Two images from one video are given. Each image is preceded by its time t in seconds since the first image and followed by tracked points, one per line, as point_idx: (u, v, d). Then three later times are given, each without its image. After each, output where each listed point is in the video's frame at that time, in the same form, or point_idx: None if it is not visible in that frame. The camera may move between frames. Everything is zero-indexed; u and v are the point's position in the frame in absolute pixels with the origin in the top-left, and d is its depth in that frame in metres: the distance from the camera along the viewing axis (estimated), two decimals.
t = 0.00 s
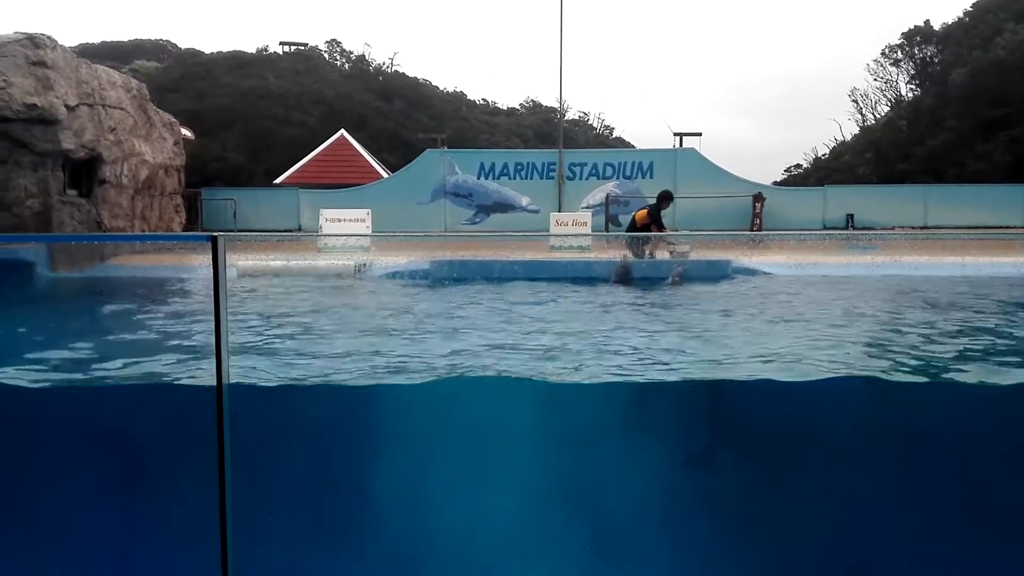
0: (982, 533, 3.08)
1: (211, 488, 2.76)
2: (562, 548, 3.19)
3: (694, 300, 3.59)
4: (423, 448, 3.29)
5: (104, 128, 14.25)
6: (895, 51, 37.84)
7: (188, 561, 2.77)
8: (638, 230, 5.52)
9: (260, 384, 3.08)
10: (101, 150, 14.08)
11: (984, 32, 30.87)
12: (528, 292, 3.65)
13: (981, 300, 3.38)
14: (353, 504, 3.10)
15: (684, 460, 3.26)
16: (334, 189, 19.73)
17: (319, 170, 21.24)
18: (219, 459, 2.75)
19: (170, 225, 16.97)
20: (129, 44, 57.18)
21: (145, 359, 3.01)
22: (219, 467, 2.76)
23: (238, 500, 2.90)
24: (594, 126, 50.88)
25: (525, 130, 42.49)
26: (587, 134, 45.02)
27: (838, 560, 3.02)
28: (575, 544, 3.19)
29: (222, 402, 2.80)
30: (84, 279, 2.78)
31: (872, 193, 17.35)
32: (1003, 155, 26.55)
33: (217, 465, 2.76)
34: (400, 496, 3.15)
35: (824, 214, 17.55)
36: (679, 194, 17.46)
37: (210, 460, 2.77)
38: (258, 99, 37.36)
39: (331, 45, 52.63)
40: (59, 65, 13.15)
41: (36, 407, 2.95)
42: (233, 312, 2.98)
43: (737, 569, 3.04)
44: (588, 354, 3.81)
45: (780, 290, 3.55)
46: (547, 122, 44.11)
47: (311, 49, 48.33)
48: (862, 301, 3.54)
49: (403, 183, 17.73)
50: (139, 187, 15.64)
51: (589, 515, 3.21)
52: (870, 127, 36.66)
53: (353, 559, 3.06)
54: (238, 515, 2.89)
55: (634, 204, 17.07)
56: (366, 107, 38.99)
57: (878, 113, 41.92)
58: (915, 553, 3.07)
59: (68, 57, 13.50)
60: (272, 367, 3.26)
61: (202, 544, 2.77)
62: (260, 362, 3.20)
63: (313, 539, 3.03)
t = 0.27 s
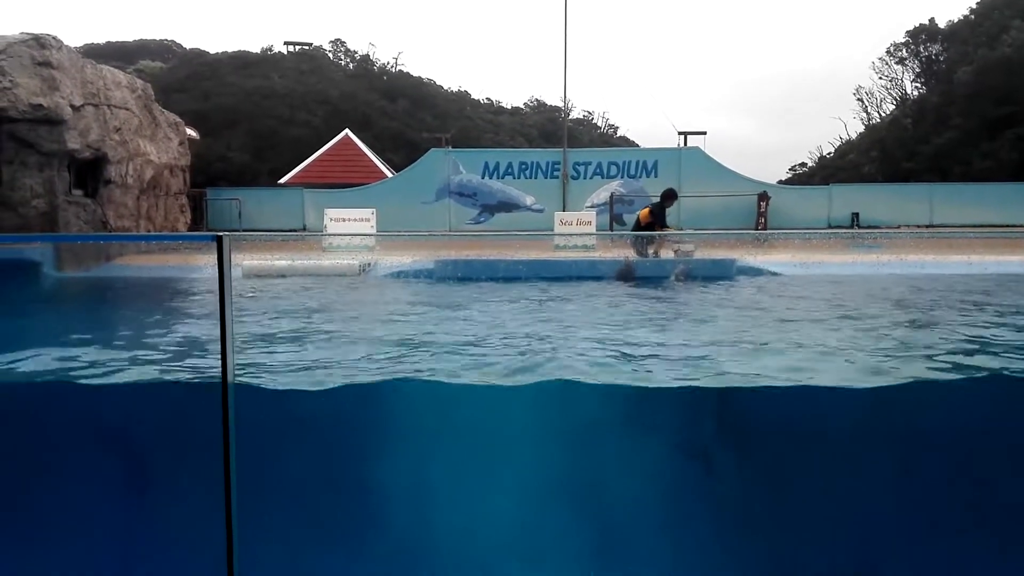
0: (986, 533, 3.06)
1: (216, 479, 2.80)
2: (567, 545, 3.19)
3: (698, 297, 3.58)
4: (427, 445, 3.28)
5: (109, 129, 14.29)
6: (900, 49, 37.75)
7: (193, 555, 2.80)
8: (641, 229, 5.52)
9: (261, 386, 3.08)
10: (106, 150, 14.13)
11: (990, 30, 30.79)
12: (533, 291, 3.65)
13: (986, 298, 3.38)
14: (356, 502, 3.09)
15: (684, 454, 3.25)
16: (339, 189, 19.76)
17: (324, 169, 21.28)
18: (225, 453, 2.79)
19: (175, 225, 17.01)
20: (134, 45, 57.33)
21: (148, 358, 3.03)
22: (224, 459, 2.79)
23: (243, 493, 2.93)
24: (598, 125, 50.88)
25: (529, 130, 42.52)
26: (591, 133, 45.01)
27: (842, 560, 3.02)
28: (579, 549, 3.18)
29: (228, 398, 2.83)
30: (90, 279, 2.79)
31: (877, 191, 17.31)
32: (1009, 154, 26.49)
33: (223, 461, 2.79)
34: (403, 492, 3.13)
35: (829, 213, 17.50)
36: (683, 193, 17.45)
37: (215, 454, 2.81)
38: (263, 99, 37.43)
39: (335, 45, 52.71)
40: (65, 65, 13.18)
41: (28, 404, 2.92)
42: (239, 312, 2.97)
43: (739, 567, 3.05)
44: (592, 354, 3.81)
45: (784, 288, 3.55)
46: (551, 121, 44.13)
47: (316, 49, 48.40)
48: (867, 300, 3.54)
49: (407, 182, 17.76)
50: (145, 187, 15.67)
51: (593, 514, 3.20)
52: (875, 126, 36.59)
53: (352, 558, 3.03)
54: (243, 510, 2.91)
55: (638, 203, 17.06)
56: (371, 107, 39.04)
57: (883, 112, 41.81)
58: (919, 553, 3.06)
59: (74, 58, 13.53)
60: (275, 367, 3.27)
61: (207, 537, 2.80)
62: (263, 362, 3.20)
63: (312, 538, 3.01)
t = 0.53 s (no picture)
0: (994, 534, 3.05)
1: (223, 488, 2.74)
2: (571, 540, 3.23)
3: (704, 296, 3.57)
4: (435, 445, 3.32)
5: (114, 130, 14.33)
6: (904, 47, 37.64)
7: (202, 561, 2.78)
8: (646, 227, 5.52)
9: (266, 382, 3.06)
10: (111, 151, 14.16)
11: (994, 28, 30.69)
12: (537, 290, 3.64)
13: (993, 295, 3.36)
14: (360, 498, 3.10)
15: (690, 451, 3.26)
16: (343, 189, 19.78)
17: (328, 170, 21.30)
18: (230, 460, 2.72)
19: (180, 225, 17.05)
20: (139, 45, 57.45)
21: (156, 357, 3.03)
22: (229, 465, 2.72)
23: (250, 499, 2.88)
24: (602, 124, 50.85)
25: (533, 129, 42.55)
26: (595, 132, 45.00)
27: (849, 555, 3.02)
28: (576, 533, 3.23)
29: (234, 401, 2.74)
30: (95, 280, 2.79)
31: (881, 189, 17.28)
32: (1014, 151, 26.42)
33: (228, 467, 2.72)
34: (409, 486, 3.19)
35: (834, 212, 17.48)
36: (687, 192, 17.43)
37: (221, 461, 2.75)
38: (267, 100, 37.49)
39: (339, 45, 52.77)
40: (69, 67, 13.21)
41: (38, 403, 2.98)
42: (243, 311, 2.96)
43: (749, 568, 3.03)
44: (598, 354, 3.80)
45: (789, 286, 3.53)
46: (555, 121, 44.12)
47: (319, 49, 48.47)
48: (874, 300, 3.51)
49: (411, 182, 17.77)
50: (149, 188, 15.71)
51: (598, 511, 3.21)
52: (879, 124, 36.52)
53: (356, 554, 3.06)
54: (249, 516, 2.85)
55: (642, 202, 17.05)
56: (374, 107, 39.09)
57: (888, 110, 41.70)
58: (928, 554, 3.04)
59: (79, 59, 13.56)
60: (282, 362, 3.27)
61: (215, 544, 2.75)
62: (269, 361, 3.19)
63: (315, 534, 3.02)
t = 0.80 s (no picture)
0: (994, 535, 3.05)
1: (225, 488, 2.78)
2: (573, 540, 3.22)
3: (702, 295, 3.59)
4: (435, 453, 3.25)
5: (115, 129, 14.34)
6: (906, 48, 37.63)
7: (205, 562, 2.79)
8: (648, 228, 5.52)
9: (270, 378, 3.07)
10: (112, 150, 14.17)
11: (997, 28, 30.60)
12: (537, 290, 3.65)
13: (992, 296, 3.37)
14: (362, 495, 3.12)
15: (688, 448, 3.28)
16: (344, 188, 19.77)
17: (329, 169, 21.30)
18: (230, 453, 2.77)
19: (181, 224, 17.06)
20: (140, 45, 57.50)
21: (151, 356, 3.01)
22: (231, 462, 2.77)
23: (251, 496, 2.89)
24: (603, 124, 50.86)
25: (534, 129, 42.56)
26: (596, 132, 44.99)
27: (850, 553, 3.03)
28: (576, 533, 3.22)
29: (234, 387, 2.79)
30: (97, 279, 2.80)
31: (882, 189, 17.25)
32: (1015, 152, 26.44)
33: (229, 469, 2.77)
34: (410, 488, 3.17)
35: (835, 212, 17.49)
36: (688, 192, 17.43)
37: (223, 458, 2.78)
38: (268, 99, 37.52)
39: (340, 45, 52.77)
40: (71, 65, 13.21)
41: (41, 402, 2.99)
42: (245, 310, 2.97)
43: (750, 568, 3.02)
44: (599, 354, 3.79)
45: (788, 287, 3.54)
46: (556, 121, 44.13)
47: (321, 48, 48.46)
48: (875, 298, 3.52)
49: (412, 181, 17.78)
50: (150, 187, 15.72)
51: (596, 509, 3.21)
52: (881, 124, 36.48)
53: (355, 549, 3.08)
54: (250, 517, 2.85)
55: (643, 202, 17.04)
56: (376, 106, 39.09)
57: (889, 110, 41.67)
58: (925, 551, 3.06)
59: (80, 58, 13.57)
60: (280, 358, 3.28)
61: (216, 543, 2.78)
62: (271, 359, 3.19)
63: (314, 531, 3.04)
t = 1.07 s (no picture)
0: (998, 538, 3.04)
1: (226, 487, 2.75)
2: (574, 539, 3.22)
3: (703, 292, 3.58)
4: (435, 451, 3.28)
5: (116, 127, 14.34)
6: (907, 46, 37.58)
7: (205, 562, 2.78)
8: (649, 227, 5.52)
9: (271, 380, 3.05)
10: (113, 148, 14.17)
11: (999, 27, 30.58)
12: (538, 288, 3.65)
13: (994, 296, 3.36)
14: (364, 498, 3.14)
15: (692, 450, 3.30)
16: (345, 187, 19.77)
17: (330, 168, 21.31)
18: (230, 458, 2.74)
19: (182, 223, 17.07)
20: (141, 43, 57.50)
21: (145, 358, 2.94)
22: (232, 466, 2.75)
23: (252, 497, 2.87)
24: (605, 123, 50.85)
25: (535, 128, 42.57)
26: (597, 131, 44.98)
27: (850, 554, 3.02)
28: (580, 534, 3.23)
29: (234, 395, 2.77)
30: (97, 277, 2.79)
31: (883, 188, 17.24)
32: (1016, 151, 26.39)
33: (231, 472, 2.74)
34: (410, 488, 3.20)
35: (836, 211, 17.51)
36: (690, 191, 17.41)
37: (224, 458, 2.77)
38: (270, 97, 37.53)
39: (341, 43, 52.77)
40: (72, 64, 13.21)
41: (45, 402, 3.00)
42: (246, 308, 2.96)
43: (751, 569, 3.01)
44: (600, 352, 3.78)
45: (790, 286, 3.54)
46: (557, 119, 44.12)
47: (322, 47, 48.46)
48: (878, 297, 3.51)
49: (413, 179, 17.77)
50: (152, 185, 15.73)
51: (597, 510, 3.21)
52: (883, 123, 36.46)
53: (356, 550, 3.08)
54: (250, 518, 2.83)
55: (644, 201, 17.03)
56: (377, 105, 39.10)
57: (890, 109, 41.62)
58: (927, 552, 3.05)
59: (81, 56, 13.57)
60: (280, 357, 3.28)
61: (216, 543, 2.76)
62: (271, 357, 3.19)
63: (318, 528, 3.02)
